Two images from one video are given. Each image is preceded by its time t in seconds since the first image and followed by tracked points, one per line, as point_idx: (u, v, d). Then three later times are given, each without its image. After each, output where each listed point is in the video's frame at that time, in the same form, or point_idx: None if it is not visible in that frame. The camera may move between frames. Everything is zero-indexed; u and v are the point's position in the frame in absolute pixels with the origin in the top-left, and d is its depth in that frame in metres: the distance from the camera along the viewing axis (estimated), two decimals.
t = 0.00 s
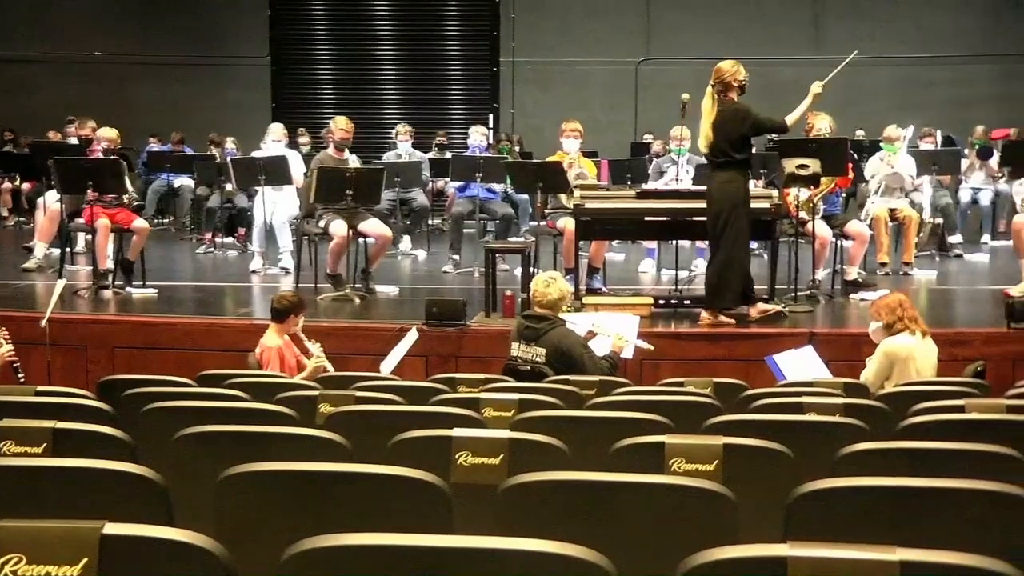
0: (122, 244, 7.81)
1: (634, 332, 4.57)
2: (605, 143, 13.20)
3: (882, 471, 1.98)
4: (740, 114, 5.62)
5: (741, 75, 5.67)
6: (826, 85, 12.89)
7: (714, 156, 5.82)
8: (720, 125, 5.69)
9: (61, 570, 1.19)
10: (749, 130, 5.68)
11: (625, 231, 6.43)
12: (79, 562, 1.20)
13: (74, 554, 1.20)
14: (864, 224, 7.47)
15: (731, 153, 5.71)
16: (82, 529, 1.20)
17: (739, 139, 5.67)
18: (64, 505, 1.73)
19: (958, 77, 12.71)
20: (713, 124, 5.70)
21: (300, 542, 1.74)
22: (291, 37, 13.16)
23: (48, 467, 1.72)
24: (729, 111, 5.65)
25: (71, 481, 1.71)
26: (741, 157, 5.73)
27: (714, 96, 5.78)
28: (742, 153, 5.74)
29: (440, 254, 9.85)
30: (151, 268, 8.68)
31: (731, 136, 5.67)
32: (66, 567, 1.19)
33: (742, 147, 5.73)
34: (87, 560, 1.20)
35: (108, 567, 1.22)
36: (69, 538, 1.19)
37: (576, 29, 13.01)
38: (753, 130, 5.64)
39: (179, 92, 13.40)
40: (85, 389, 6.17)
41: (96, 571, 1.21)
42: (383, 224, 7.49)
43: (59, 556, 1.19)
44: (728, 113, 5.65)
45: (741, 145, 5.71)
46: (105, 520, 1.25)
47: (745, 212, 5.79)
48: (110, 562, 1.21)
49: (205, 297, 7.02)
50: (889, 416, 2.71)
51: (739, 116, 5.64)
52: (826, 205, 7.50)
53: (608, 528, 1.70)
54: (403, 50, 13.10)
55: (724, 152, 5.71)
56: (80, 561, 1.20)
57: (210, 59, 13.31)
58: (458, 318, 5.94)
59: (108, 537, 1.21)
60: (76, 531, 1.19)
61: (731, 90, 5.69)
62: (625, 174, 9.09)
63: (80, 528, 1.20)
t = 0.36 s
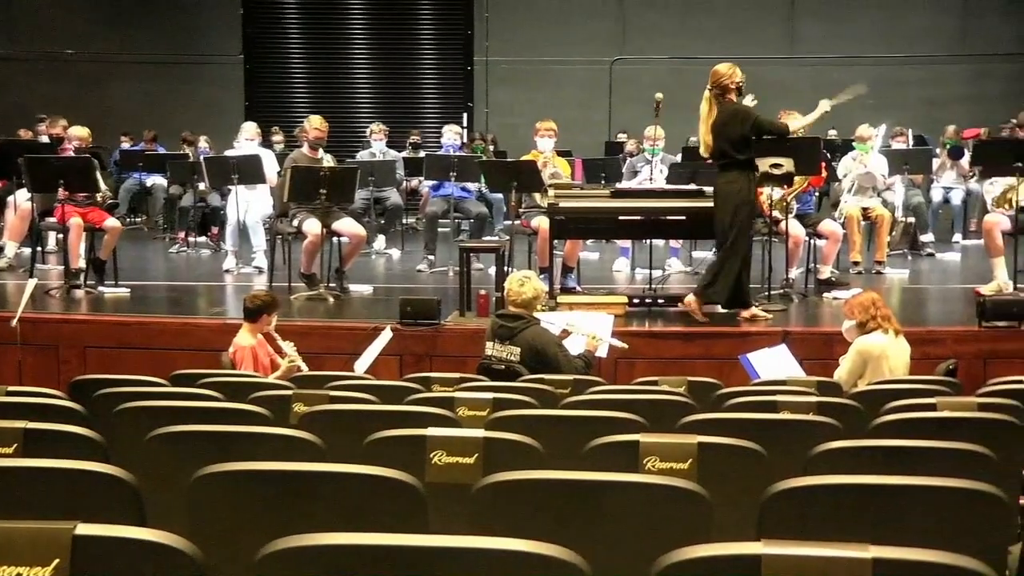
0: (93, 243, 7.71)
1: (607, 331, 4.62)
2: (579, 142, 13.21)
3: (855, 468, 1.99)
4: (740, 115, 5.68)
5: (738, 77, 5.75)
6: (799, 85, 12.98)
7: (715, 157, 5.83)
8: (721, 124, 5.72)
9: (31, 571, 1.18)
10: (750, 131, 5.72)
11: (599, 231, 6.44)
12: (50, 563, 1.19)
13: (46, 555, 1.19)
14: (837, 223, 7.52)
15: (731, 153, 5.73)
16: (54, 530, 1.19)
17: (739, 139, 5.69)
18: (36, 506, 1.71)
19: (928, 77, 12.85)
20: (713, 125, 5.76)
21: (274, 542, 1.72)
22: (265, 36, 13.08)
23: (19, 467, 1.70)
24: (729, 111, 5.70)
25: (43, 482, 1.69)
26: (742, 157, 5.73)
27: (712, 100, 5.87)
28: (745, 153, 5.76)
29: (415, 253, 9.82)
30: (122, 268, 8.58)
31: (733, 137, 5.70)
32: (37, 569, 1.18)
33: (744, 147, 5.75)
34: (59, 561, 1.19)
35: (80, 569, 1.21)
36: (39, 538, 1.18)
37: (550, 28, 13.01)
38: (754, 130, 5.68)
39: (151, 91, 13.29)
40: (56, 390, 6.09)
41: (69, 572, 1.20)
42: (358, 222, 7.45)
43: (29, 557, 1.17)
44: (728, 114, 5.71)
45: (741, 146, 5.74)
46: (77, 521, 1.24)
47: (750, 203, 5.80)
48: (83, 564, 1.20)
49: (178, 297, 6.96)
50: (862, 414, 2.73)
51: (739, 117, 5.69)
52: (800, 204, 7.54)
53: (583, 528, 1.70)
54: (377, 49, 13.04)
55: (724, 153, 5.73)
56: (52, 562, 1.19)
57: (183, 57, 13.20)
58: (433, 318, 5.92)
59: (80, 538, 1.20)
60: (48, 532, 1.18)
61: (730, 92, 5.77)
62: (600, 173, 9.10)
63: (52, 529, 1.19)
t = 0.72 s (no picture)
0: (64, 242, 7.61)
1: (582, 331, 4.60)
2: (553, 141, 13.21)
3: (828, 465, 2.00)
4: (744, 112, 5.69)
5: (740, 75, 5.77)
6: (772, 85, 13.06)
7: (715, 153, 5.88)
8: (723, 120, 5.75)
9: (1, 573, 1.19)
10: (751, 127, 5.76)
11: (574, 230, 6.44)
12: (21, 564, 1.19)
13: (17, 556, 1.19)
14: (810, 222, 7.58)
15: (732, 149, 5.79)
16: (25, 531, 1.19)
17: (741, 136, 5.74)
18: (6, 508, 1.69)
19: (899, 78, 12.98)
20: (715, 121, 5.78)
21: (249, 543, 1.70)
22: (237, 34, 12.97)
23: None
24: (733, 109, 5.71)
25: (14, 483, 1.66)
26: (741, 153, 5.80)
27: (715, 96, 5.87)
28: (743, 149, 5.83)
29: (389, 253, 9.77)
30: (94, 267, 8.48)
31: (735, 134, 5.74)
32: (8, 569, 1.19)
33: (743, 144, 5.81)
34: (30, 562, 1.19)
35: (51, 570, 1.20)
36: (8, 539, 1.18)
37: (524, 27, 13.01)
38: (756, 127, 5.71)
39: (123, 89, 13.17)
40: (26, 390, 6.01)
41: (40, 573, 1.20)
42: (332, 221, 7.40)
43: None
44: (731, 111, 5.71)
45: (742, 141, 5.79)
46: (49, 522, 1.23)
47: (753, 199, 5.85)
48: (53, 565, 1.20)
49: (151, 296, 6.90)
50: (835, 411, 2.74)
51: (741, 114, 5.70)
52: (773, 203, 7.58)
53: (559, 527, 1.69)
54: (350, 47, 12.97)
55: (725, 149, 5.78)
56: (23, 563, 1.19)
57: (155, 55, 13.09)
58: (407, 317, 5.90)
59: (50, 540, 1.19)
60: (17, 533, 1.18)
61: (732, 89, 5.77)
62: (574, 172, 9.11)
63: (21, 531, 1.19)
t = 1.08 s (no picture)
0: (34, 241, 7.51)
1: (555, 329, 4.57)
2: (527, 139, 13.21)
3: (803, 461, 2.01)
4: (745, 113, 5.63)
5: (743, 75, 5.72)
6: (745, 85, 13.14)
7: (717, 153, 5.80)
8: (724, 120, 5.69)
9: None
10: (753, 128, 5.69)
11: (548, 229, 6.44)
12: None
13: None
14: (784, 221, 7.62)
15: (734, 149, 5.71)
16: None
17: (742, 136, 5.68)
18: None
19: (869, 78, 13.09)
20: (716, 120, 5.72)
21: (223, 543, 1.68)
22: (209, 32, 12.87)
23: None
24: (734, 109, 5.66)
25: None
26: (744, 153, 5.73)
27: (717, 96, 5.82)
28: (745, 149, 5.74)
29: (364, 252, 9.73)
30: (64, 266, 8.38)
31: (735, 133, 5.68)
32: None
33: (744, 144, 5.74)
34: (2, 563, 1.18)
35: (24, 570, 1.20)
36: None
37: (498, 26, 13.00)
38: (757, 127, 5.65)
39: (94, 88, 13.10)
40: None
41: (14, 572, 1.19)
42: (305, 220, 7.35)
43: None
44: (732, 111, 5.66)
45: (744, 141, 5.72)
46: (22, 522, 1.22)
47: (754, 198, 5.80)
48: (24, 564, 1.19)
49: (123, 295, 6.82)
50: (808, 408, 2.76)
51: (741, 113, 5.65)
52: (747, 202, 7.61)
53: (536, 525, 1.68)
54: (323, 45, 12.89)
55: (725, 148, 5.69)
56: None
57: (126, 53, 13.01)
58: (381, 315, 5.87)
59: (22, 539, 1.18)
60: None
61: (735, 90, 5.72)
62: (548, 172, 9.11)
63: None
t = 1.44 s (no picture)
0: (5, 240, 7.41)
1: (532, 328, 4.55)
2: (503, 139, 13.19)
3: (778, 458, 2.01)
4: (745, 110, 5.65)
5: (742, 73, 5.78)
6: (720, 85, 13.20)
7: (716, 150, 5.83)
8: (722, 118, 5.71)
9: None
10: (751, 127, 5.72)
11: (524, 228, 6.44)
12: None
13: None
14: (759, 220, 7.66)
15: (733, 147, 5.74)
16: None
17: (739, 133, 5.71)
18: None
19: (842, 79, 13.19)
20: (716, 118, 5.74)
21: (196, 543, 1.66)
22: (182, 30, 12.76)
23: None
24: (730, 107, 5.69)
25: None
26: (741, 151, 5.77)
27: (715, 93, 5.85)
28: (743, 147, 5.79)
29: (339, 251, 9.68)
30: (35, 265, 8.28)
31: (733, 130, 5.71)
32: None
33: (742, 141, 5.78)
34: None
35: None
36: None
37: (473, 25, 12.98)
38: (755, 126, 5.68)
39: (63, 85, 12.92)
40: None
41: None
42: (280, 218, 7.30)
43: None
44: (732, 109, 5.67)
45: (741, 139, 5.75)
46: None
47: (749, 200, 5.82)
48: None
49: (95, 295, 6.74)
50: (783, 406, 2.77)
51: (740, 111, 5.67)
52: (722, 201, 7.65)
53: (512, 525, 1.68)
54: (298, 44, 12.83)
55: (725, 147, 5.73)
56: None
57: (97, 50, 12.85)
58: (357, 314, 5.84)
59: None
60: None
61: (733, 87, 5.78)
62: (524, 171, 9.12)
63: None
